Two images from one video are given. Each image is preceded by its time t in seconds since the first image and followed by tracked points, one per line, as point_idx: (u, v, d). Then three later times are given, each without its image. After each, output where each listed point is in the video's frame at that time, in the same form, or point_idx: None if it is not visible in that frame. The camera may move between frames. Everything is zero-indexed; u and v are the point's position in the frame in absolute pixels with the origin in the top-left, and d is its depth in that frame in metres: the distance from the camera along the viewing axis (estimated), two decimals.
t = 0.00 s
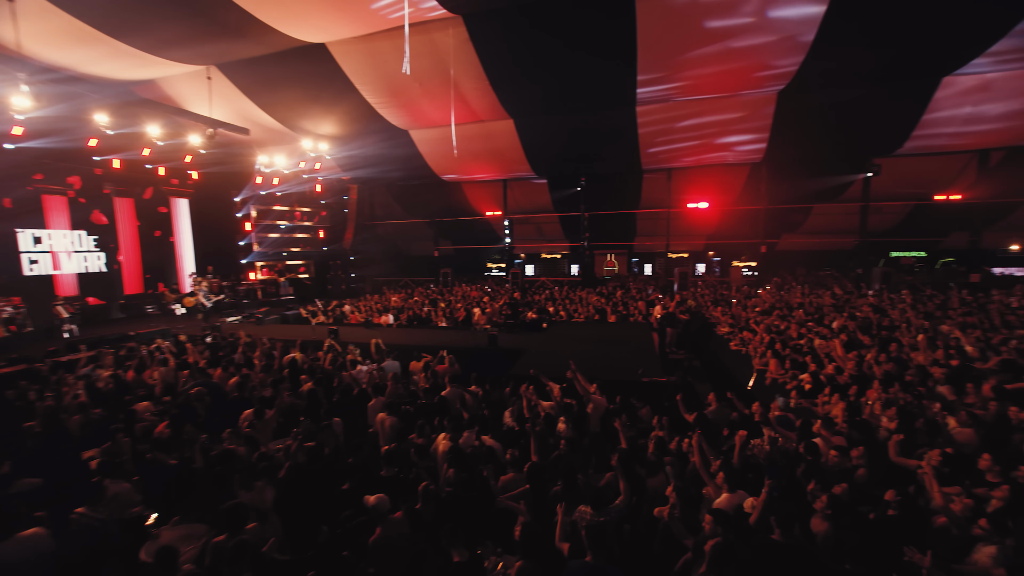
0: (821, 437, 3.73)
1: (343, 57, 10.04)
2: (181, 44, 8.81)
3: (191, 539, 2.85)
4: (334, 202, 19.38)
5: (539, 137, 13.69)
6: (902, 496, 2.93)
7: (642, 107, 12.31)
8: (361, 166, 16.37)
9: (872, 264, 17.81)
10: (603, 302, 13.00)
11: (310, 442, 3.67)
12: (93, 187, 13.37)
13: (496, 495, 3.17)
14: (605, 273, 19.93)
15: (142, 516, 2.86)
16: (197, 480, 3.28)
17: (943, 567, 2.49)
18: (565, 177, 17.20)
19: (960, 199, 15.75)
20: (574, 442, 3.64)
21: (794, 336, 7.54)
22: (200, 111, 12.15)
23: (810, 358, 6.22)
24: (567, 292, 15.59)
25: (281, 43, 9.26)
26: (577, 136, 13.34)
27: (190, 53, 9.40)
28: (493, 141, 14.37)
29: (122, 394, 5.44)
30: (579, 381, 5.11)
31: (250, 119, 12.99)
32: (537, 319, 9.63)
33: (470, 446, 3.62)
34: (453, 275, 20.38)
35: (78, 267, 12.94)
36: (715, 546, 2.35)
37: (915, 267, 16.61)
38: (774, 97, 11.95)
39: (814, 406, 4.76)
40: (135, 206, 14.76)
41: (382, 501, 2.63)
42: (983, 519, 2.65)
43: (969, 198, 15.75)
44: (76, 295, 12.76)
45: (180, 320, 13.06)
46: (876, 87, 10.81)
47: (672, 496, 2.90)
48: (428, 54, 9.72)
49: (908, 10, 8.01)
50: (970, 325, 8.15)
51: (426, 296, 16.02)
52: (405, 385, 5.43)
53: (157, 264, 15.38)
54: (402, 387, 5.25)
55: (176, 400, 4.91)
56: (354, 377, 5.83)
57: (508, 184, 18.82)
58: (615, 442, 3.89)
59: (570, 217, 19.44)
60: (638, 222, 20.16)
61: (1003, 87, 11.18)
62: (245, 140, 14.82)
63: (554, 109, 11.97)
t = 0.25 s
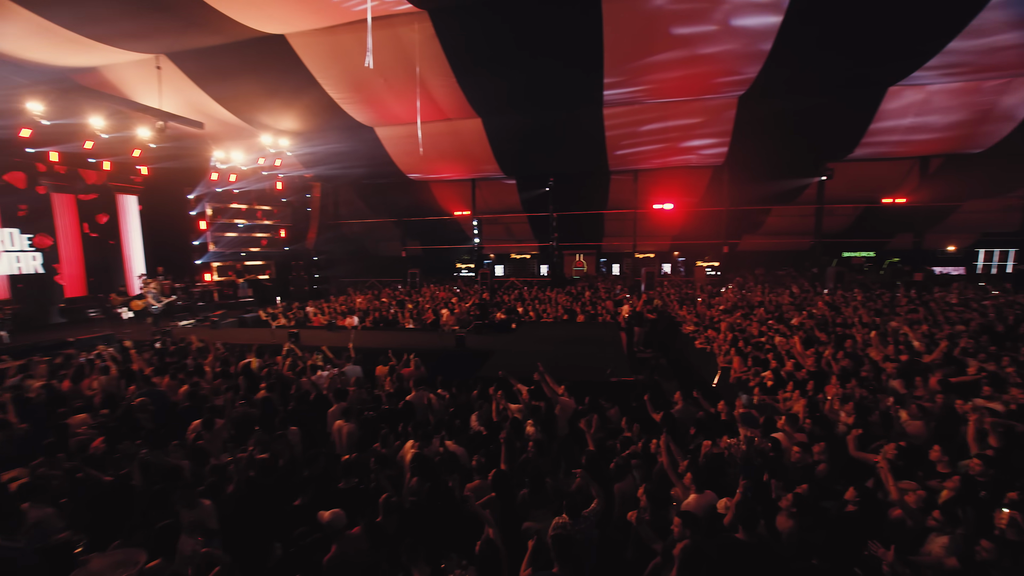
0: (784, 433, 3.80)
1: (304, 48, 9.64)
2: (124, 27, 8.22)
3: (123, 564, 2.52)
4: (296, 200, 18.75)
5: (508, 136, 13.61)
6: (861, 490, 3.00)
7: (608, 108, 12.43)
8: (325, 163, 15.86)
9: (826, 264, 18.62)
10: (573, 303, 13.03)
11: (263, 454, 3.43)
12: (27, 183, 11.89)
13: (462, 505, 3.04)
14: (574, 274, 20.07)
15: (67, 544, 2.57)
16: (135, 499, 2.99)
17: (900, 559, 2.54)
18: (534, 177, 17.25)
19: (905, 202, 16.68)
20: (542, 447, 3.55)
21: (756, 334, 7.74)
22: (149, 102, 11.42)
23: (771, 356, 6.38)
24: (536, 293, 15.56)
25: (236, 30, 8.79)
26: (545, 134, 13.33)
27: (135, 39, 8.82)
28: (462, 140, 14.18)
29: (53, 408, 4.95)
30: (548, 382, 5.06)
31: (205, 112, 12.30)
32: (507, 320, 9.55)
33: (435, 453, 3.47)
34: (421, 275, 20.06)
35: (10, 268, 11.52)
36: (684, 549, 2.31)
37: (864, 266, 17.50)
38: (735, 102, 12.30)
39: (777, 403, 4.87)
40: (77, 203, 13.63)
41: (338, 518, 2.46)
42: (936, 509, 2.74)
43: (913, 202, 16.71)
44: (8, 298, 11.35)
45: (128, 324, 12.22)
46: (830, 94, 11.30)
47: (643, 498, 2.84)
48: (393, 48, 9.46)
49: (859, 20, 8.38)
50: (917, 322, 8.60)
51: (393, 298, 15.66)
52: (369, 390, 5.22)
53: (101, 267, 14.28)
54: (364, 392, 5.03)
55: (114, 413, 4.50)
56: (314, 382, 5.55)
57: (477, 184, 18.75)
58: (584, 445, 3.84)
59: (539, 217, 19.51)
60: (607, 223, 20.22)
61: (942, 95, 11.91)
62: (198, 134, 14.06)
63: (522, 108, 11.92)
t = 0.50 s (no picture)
0: (749, 431, 3.85)
1: (262, 39, 9.21)
2: (58, 9, 7.59)
3: None
4: (255, 199, 17.88)
5: (476, 135, 13.46)
6: (824, 485, 3.05)
7: (576, 109, 12.50)
8: (286, 160, 15.27)
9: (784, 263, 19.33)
10: (543, 303, 12.99)
11: (211, 469, 3.18)
12: None
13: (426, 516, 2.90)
14: (543, 274, 19.76)
15: None
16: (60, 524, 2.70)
17: (862, 554, 2.58)
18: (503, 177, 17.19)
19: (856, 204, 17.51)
20: (510, 452, 3.45)
21: (720, 332, 7.90)
22: (90, 92, 10.63)
23: (736, 353, 6.51)
24: (506, 293, 15.45)
25: (186, 16, 8.29)
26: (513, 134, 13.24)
27: (74, 22, 8.20)
28: (429, 138, 13.93)
29: None
30: (516, 385, 4.98)
31: (154, 103, 11.55)
32: (475, 321, 9.42)
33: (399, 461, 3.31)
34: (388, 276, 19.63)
35: None
36: (655, 556, 2.25)
37: (820, 266, 18.26)
38: (698, 105, 12.61)
39: (742, 400, 4.95)
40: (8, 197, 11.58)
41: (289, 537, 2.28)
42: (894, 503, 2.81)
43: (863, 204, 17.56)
44: None
45: (67, 330, 11.34)
46: (788, 100, 11.71)
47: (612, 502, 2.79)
48: (356, 42, 9.16)
49: (814, 28, 8.70)
50: (869, 319, 8.99)
51: (359, 299, 15.20)
52: (329, 397, 4.99)
53: (38, 272, 12.34)
54: (325, 399, 4.79)
55: (41, 428, 4.08)
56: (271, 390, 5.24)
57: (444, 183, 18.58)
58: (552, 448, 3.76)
59: (508, 217, 19.46)
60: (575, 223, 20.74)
61: (891, 101, 12.54)
62: (147, 126, 13.23)
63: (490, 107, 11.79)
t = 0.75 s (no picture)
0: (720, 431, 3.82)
1: (216, 28, 8.75)
2: None
3: None
4: (211, 197, 16.75)
5: (445, 134, 13.25)
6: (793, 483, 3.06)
7: (545, 109, 12.46)
8: (245, 157, 14.62)
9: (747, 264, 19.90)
10: (513, 304, 12.90)
11: (151, 489, 2.92)
12: None
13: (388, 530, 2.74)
14: (514, 275, 19.82)
15: None
16: None
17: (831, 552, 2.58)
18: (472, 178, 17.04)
19: (812, 207, 18.27)
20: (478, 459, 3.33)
21: (688, 332, 7.98)
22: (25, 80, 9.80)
23: (702, 352, 6.59)
24: (476, 294, 15.29)
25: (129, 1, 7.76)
26: (482, 133, 13.10)
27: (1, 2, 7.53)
28: (397, 136, 13.63)
29: None
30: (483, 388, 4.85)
31: (98, 93, 10.78)
32: (444, 323, 9.24)
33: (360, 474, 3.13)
34: (355, 278, 19.14)
35: None
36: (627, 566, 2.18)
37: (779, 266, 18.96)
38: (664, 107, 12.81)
39: (711, 401, 4.99)
40: None
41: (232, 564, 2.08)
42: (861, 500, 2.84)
43: (820, 207, 18.29)
44: None
45: None
46: (750, 106, 12.04)
47: (583, 510, 2.70)
48: (317, 34, 8.82)
49: (773, 36, 8.95)
50: (826, 317, 9.30)
51: (324, 301, 14.71)
52: (287, 405, 4.72)
53: None
54: (282, 408, 4.53)
55: None
56: (224, 399, 4.92)
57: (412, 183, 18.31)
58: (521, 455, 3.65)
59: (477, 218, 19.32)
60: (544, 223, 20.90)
61: (845, 108, 13.07)
62: (90, 118, 12.37)
63: (458, 106, 11.62)
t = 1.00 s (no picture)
0: (690, 430, 3.81)
1: (163, 13, 8.22)
2: None
3: None
4: (163, 194, 15.90)
5: (411, 131, 12.98)
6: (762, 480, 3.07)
7: (514, 108, 12.36)
8: (199, 151, 13.90)
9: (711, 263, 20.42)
10: (483, 304, 12.76)
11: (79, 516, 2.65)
12: None
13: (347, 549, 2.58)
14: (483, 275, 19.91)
15: None
16: None
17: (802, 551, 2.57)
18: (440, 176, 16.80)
19: (773, 208, 18.91)
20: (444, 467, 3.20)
21: (655, 330, 8.04)
22: None
23: (671, 350, 6.64)
24: (445, 295, 15.07)
25: None
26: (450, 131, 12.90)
27: None
28: (362, 132, 13.25)
29: None
30: (451, 391, 4.69)
31: (31, 80, 9.92)
32: (412, 324, 9.02)
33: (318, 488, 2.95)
34: (319, 278, 18.55)
35: None
36: None
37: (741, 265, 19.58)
38: (632, 108, 12.93)
39: (680, 400, 5.00)
40: None
41: None
42: (830, 497, 2.85)
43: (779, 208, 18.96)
44: None
45: None
46: (713, 109, 12.32)
47: (551, 518, 2.62)
48: (274, 23, 8.42)
49: (736, 41, 9.16)
50: (787, 315, 9.57)
51: (286, 303, 14.17)
52: (240, 414, 4.44)
53: None
54: (234, 419, 4.27)
55: None
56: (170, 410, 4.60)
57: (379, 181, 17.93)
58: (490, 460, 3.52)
59: (446, 217, 19.09)
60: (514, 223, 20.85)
61: (801, 112, 13.56)
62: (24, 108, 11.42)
63: (424, 102, 11.38)
